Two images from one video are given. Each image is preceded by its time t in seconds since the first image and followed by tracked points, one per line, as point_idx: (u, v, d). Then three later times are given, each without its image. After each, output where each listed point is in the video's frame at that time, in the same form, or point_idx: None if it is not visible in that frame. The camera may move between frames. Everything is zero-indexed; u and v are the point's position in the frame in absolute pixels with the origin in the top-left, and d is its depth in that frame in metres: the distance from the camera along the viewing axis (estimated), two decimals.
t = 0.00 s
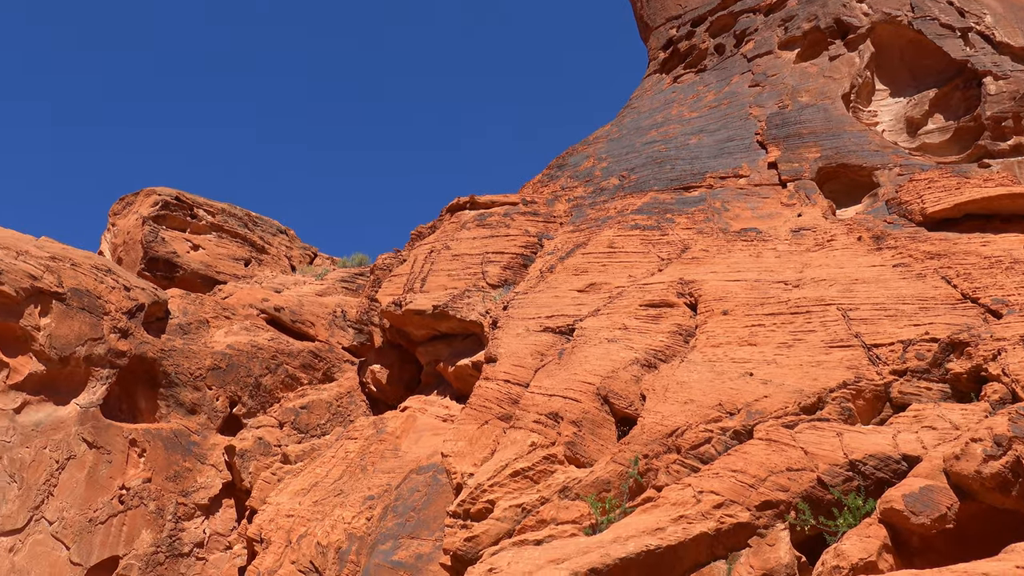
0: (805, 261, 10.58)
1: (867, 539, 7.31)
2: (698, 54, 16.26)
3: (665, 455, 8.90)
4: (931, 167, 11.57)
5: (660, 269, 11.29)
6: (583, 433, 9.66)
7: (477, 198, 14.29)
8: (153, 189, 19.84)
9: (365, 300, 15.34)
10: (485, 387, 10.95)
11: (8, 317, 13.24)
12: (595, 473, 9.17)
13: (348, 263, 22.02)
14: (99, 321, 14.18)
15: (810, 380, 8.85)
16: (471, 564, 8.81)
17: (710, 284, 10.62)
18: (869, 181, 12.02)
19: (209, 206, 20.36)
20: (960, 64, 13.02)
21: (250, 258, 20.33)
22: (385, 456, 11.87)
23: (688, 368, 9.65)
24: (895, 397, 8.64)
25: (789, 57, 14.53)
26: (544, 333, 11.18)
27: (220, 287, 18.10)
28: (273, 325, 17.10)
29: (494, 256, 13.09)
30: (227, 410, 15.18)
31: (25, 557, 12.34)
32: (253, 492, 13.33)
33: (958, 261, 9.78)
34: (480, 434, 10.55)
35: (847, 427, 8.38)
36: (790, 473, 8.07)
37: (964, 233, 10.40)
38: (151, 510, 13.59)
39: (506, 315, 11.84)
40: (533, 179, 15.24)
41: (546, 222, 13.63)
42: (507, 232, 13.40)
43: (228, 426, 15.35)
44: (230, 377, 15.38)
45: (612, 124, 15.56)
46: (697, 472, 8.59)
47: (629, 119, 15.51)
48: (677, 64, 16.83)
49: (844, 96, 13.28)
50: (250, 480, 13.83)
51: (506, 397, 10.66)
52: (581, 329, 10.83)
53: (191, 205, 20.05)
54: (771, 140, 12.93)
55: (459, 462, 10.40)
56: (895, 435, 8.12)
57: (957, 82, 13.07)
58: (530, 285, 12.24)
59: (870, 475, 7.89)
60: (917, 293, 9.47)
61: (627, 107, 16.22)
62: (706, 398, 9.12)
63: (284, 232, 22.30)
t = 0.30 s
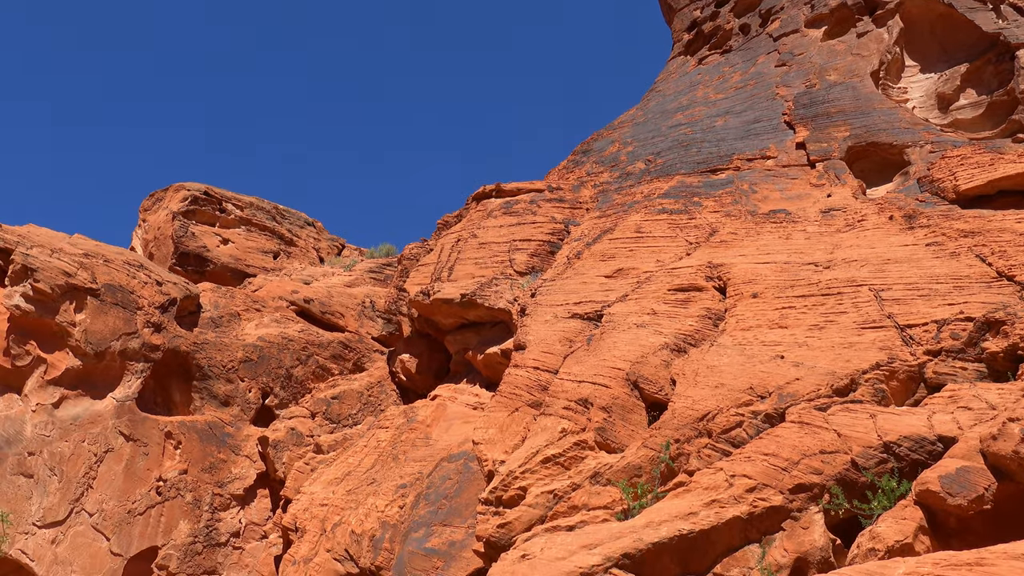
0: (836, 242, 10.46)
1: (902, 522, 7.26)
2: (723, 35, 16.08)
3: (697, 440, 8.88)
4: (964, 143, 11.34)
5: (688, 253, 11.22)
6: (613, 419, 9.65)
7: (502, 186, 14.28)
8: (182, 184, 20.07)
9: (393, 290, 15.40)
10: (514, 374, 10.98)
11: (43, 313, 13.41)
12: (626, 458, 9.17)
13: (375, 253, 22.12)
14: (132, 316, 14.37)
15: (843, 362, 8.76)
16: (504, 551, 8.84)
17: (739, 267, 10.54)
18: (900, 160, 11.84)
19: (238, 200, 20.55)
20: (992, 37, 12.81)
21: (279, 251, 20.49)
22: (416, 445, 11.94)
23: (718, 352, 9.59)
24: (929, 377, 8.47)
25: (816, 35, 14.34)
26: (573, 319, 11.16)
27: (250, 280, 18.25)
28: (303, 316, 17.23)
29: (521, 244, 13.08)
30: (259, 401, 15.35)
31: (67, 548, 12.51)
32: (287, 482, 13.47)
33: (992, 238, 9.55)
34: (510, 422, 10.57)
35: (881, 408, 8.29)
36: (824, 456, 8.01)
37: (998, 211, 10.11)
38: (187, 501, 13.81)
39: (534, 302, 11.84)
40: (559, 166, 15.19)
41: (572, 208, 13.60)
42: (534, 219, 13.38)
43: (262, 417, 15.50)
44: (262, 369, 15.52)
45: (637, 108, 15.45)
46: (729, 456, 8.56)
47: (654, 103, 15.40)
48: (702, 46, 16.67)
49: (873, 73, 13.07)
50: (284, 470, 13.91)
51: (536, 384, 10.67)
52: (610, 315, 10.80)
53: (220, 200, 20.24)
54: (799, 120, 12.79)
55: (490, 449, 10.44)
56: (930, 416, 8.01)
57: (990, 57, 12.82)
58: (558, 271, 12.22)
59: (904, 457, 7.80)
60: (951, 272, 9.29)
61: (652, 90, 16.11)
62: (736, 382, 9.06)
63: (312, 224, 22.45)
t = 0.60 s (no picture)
0: (865, 224, 10.32)
1: (937, 505, 7.19)
2: (746, 17, 15.88)
3: (726, 426, 8.84)
4: (996, 120, 11.09)
5: (714, 239, 11.14)
6: (642, 405, 9.61)
7: (527, 174, 14.25)
8: (209, 180, 20.24)
9: (420, 281, 15.44)
10: (542, 362, 10.98)
11: (76, 310, 13.53)
12: (656, 445, 9.14)
13: (401, 245, 22.19)
14: (163, 311, 14.55)
15: (874, 345, 8.66)
16: (535, 539, 8.86)
17: (766, 251, 10.45)
18: (930, 139, 11.64)
19: (264, 195, 20.69)
20: None
21: (305, 244, 20.61)
22: (445, 434, 11.99)
23: (747, 337, 9.53)
24: (963, 359, 8.40)
25: (842, 14, 14.14)
26: (599, 307, 11.13)
27: (278, 274, 18.39)
28: (331, 308, 17.38)
29: (546, 232, 13.05)
30: (290, 393, 15.50)
31: (105, 540, 12.75)
32: (318, 473, 13.59)
33: None
34: (539, 410, 10.58)
35: (913, 391, 8.19)
36: (856, 440, 7.93)
37: None
38: (221, 493, 13.97)
39: (560, 290, 11.81)
40: (583, 153, 15.14)
41: (597, 195, 13.54)
42: (558, 207, 13.35)
43: (291, 409, 15.66)
44: (291, 361, 15.66)
45: (660, 93, 15.34)
46: (760, 441, 8.51)
47: (678, 88, 15.28)
48: (726, 28, 16.49)
49: (900, 52, 12.87)
50: (315, 461, 14.06)
51: (563, 371, 10.67)
52: (637, 302, 10.76)
53: (246, 195, 20.40)
54: (825, 101, 12.63)
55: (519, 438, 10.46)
56: (964, 398, 7.90)
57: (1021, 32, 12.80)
58: (583, 259, 12.19)
59: (938, 440, 7.71)
60: (984, 252, 9.12)
61: (675, 75, 15.98)
62: (766, 366, 9.00)
63: (337, 217, 22.55)
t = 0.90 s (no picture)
0: (893, 207, 10.19)
1: (970, 489, 7.09)
2: None
3: (754, 413, 8.78)
4: None
5: (739, 225, 11.05)
6: (669, 393, 9.58)
7: (549, 163, 14.21)
8: (233, 176, 20.40)
9: (444, 272, 15.47)
10: (567, 352, 10.98)
11: (106, 307, 13.68)
12: (683, 433, 9.12)
13: (425, 237, 22.23)
14: (191, 306, 14.68)
15: (903, 329, 8.55)
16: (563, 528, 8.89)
17: (792, 236, 10.35)
18: (959, 119, 11.46)
19: (288, 189, 20.81)
20: None
21: (330, 238, 20.71)
22: (472, 425, 12.03)
23: (774, 323, 9.46)
24: (995, 342, 8.24)
25: None
26: (624, 295, 11.10)
27: (303, 268, 18.50)
28: (356, 301, 17.42)
29: (569, 221, 13.03)
30: (317, 386, 15.61)
31: (139, 533, 12.98)
32: (347, 465, 13.69)
33: None
34: (565, 400, 10.58)
35: (945, 375, 8.07)
36: (887, 425, 7.85)
37: None
38: (251, 486, 14.20)
39: (585, 279, 11.79)
40: (605, 141, 15.06)
41: (620, 183, 13.49)
42: (582, 195, 13.31)
43: (319, 401, 15.85)
44: (318, 355, 15.78)
45: (683, 79, 15.22)
46: (788, 427, 8.46)
47: (700, 73, 15.15)
48: (748, 11, 16.29)
49: (927, 31, 12.66)
50: (343, 453, 14.18)
51: (589, 360, 10.66)
52: (662, 290, 10.71)
53: (271, 189, 20.53)
54: (851, 83, 12.47)
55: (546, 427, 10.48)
56: (996, 381, 7.78)
57: None
58: (607, 248, 12.15)
59: (971, 425, 7.58)
60: (1016, 233, 8.95)
61: (698, 60, 15.84)
62: (793, 352, 8.94)
63: (361, 210, 22.63)
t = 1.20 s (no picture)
0: (920, 190, 10.05)
1: (1002, 475, 7.01)
2: None
3: (782, 400, 8.73)
4: None
5: (764, 211, 10.97)
6: (695, 381, 9.55)
7: (571, 153, 14.17)
8: (257, 172, 20.53)
9: (467, 264, 15.47)
10: (592, 341, 10.97)
11: (135, 305, 13.87)
12: (710, 421, 9.09)
13: (448, 229, 22.26)
14: (218, 303, 14.77)
15: (932, 314, 8.44)
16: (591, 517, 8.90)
17: (818, 222, 10.25)
18: (987, 99, 11.31)
19: (311, 184, 20.92)
20: None
21: (353, 232, 20.79)
22: (498, 416, 12.06)
23: (800, 310, 9.38)
24: None
25: None
26: (649, 284, 11.05)
27: (327, 262, 18.57)
28: (381, 295, 17.47)
29: (592, 211, 13.00)
30: (343, 379, 15.71)
31: (171, 527, 13.18)
32: (375, 457, 13.77)
33: None
34: (591, 389, 10.57)
35: (975, 359, 7.97)
36: (916, 411, 7.77)
37: None
38: (280, 479, 14.33)
39: (608, 268, 11.75)
40: (627, 129, 14.99)
41: (643, 171, 13.42)
42: (604, 185, 13.27)
43: (346, 395, 15.91)
44: (344, 348, 15.84)
45: (704, 66, 15.08)
46: (816, 414, 8.39)
47: (722, 59, 15.01)
48: None
49: (952, 11, 12.47)
50: (371, 446, 14.28)
51: (614, 350, 10.64)
52: (686, 279, 10.65)
53: (294, 185, 20.65)
54: (875, 65, 12.30)
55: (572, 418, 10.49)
56: None
57: None
58: (631, 237, 12.10)
59: (1003, 409, 7.49)
60: None
61: (719, 46, 15.69)
62: (821, 339, 8.86)
63: (384, 204, 22.68)
